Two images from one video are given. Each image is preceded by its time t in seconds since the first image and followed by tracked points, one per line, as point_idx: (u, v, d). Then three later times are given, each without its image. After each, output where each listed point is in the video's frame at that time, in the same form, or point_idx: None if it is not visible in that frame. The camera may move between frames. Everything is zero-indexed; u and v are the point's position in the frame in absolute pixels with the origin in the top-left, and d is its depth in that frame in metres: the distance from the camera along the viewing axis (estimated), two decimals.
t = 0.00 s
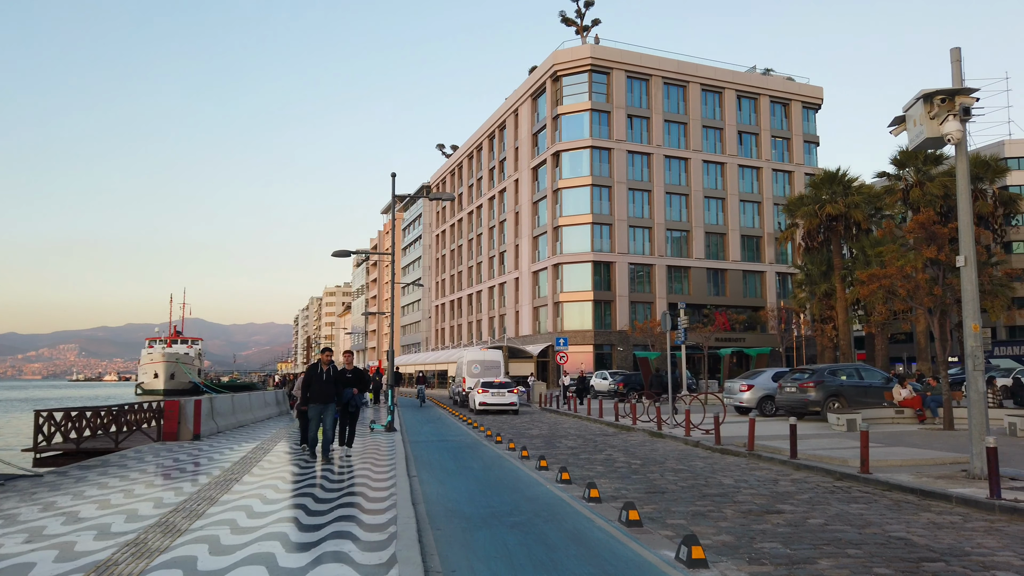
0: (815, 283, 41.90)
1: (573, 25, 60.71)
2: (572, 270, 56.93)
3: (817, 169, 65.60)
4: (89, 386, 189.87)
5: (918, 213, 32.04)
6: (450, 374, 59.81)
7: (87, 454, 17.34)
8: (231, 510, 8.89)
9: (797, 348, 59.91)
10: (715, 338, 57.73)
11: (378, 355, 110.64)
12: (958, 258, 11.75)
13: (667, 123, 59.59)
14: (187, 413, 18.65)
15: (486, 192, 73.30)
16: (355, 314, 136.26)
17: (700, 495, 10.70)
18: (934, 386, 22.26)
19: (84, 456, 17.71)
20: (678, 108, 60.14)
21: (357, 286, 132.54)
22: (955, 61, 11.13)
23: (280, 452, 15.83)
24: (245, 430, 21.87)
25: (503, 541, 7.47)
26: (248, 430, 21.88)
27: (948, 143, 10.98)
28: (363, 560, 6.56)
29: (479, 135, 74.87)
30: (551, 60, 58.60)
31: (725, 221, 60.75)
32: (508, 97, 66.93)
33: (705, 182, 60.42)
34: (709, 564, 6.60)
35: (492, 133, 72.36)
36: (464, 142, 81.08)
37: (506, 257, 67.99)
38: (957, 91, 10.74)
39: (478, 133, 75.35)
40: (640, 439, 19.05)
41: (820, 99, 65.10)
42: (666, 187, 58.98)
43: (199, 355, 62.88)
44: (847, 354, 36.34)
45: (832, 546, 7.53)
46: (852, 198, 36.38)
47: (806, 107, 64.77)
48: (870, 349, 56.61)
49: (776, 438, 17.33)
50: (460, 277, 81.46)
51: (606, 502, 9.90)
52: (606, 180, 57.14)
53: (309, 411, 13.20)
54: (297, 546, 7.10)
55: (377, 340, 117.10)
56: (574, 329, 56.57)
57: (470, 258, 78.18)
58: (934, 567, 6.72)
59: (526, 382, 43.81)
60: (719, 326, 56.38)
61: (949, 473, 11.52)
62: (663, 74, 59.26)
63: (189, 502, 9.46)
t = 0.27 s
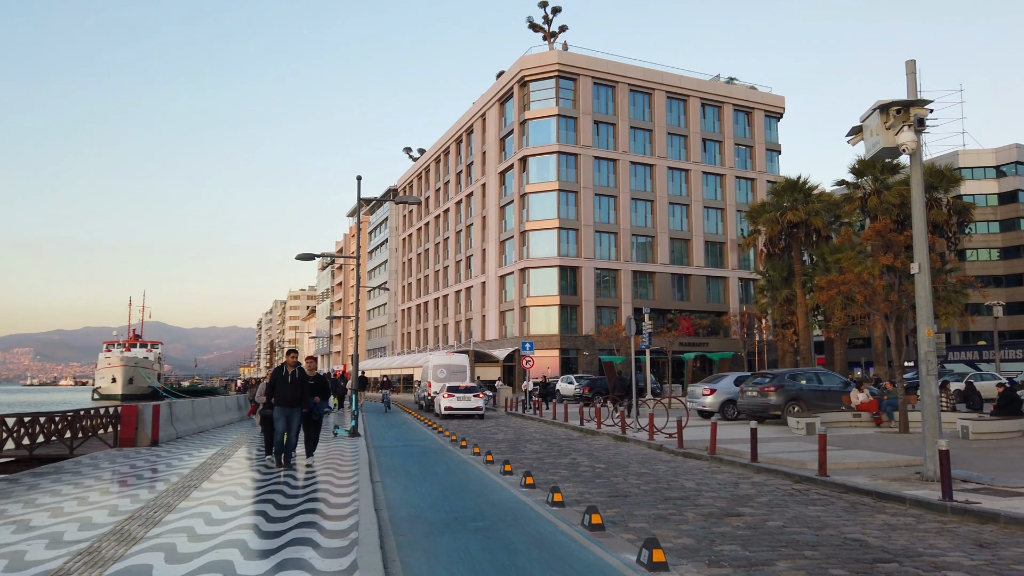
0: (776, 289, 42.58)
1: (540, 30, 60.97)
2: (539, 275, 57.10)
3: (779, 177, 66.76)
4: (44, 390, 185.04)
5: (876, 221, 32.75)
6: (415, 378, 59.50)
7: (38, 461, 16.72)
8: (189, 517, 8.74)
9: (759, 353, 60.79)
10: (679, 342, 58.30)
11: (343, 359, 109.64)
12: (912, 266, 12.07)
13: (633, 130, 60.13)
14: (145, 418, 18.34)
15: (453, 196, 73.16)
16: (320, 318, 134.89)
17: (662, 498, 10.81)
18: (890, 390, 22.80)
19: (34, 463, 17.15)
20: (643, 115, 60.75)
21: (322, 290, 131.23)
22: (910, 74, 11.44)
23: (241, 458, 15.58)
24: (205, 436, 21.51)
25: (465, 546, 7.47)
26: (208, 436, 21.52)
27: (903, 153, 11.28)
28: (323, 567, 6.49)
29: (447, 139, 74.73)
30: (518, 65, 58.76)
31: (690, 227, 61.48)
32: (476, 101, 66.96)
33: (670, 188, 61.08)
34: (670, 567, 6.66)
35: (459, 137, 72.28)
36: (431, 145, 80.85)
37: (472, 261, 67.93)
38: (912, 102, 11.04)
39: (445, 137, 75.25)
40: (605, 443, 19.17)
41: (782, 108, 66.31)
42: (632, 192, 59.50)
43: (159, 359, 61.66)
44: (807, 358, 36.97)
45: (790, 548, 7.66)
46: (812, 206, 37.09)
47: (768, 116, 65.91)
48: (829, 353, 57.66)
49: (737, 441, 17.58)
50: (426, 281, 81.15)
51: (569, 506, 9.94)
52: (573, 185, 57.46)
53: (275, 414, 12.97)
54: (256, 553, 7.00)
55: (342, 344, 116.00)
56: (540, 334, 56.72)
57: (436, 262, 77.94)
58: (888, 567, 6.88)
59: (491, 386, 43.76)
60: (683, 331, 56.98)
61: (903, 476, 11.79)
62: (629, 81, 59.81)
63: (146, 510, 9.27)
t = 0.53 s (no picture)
0: (739, 294, 43.18)
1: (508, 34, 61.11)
2: (506, 278, 57.15)
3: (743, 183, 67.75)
4: None
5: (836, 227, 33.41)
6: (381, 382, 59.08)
7: None
8: (147, 524, 8.57)
9: (723, 357, 61.56)
10: (644, 346, 58.78)
11: (307, 362, 108.47)
12: (870, 272, 12.33)
13: (600, 134, 60.54)
14: (102, 422, 17.95)
15: (420, 198, 72.90)
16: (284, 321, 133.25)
17: (625, 501, 10.88)
18: (848, 393, 23.26)
19: None
20: (610, 120, 61.21)
21: (286, 292, 129.71)
22: (869, 83, 11.70)
23: (201, 462, 15.32)
24: (164, 440, 21.10)
25: (428, 550, 7.43)
26: (168, 441, 21.10)
27: (861, 161, 11.52)
28: (284, 573, 6.40)
29: (414, 141, 74.47)
30: (486, 69, 58.84)
31: (655, 232, 62.06)
32: (444, 104, 66.85)
33: (636, 193, 61.60)
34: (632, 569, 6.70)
35: (427, 140, 72.07)
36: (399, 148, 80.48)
37: (439, 264, 67.74)
38: (870, 112, 11.30)
39: (413, 139, 74.99)
40: (570, 447, 19.25)
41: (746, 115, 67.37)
42: (598, 197, 59.87)
43: (118, 362, 60.33)
44: (769, 362, 37.55)
45: (749, 549, 7.77)
46: (774, 212, 37.72)
47: (732, 123, 66.89)
48: (791, 357, 58.62)
49: (700, 444, 17.78)
50: (392, 284, 80.69)
51: (534, 509, 9.95)
52: (541, 189, 57.65)
53: (240, 421, 12.75)
54: (215, 559, 6.89)
55: (306, 347, 114.73)
56: (507, 337, 56.76)
57: (403, 264, 77.56)
58: (844, 568, 7.02)
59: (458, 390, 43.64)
60: (648, 335, 57.48)
61: (860, 477, 12.03)
62: (596, 86, 60.22)
63: (102, 516, 9.07)
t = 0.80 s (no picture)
0: (700, 298, 43.75)
1: (473, 38, 61.13)
2: (470, 281, 57.10)
3: (704, 189, 68.69)
4: None
5: (793, 234, 34.10)
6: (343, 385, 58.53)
7: None
8: (97, 531, 8.36)
9: (683, 360, 62.29)
10: (607, 349, 59.18)
11: (268, 365, 106.94)
12: (825, 278, 12.58)
13: (564, 139, 60.85)
14: (53, 427, 17.47)
15: (384, 200, 72.47)
16: (244, 323, 131.16)
17: (586, 503, 10.94)
18: (805, 396, 23.69)
19: None
20: (574, 125, 61.59)
21: (247, 294, 127.80)
22: (824, 93, 11.97)
23: (156, 468, 14.99)
24: (117, 445, 20.61)
25: (388, 555, 7.37)
26: (121, 445, 20.62)
27: (816, 169, 11.77)
28: None
29: (378, 143, 74.03)
30: (451, 72, 58.80)
31: (618, 236, 62.56)
32: (408, 106, 66.58)
33: (600, 198, 62.05)
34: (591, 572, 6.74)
35: (391, 142, 71.70)
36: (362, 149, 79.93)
37: (403, 267, 67.40)
38: (825, 120, 11.56)
39: (377, 141, 74.53)
40: (532, 450, 19.29)
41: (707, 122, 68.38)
42: (562, 201, 60.15)
43: (70, 365, 58.78)
44: (728, 365, 38.14)
45: (707, 551, 7.87)
46: (734, 218, 38.35)
47: (694, 129, 67.81)
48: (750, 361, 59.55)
49: (660, 446, 17.95)
50: (355, 286, 80.00)
51: (494, 513, 9.95)
52: (505, 193, 57.71)
53: (197, 424, 12.32)
54: (168, 566, 6.75)
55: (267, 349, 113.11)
56: (470, 341, 56.69)
57: (366, 267, 76.98)
58: (798, 568, 7.15)
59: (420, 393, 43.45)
60: (611, 338, 57.88)
61: (815, 479, 12.27)
62: (561, 91, 60.55)
63: (50, 524, 8.82)
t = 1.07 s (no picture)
0: (659, 303, 44.25)
1: (437, 41, 61.01)
2: (431, 285, 56.89)
3: (665, 195, 69.54)
4: None
5: (750, 240, 34.69)
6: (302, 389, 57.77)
7: None
8: (44, 540, 8.13)
9: (643, 364, 62.92)
10: (568, 353, 59.47)
11: (225, 369, 105.01)
12: (780, 284, 12.84)
13: (527, 144, 61.04)
14: None
15: (345, 203, 71.83)
16: (201, 326, 128.70)
17: (545, 508, 10.98)
18: (761, 400, 24.09)
19: None
20: (537, 129, 61.85)
21: (203, 296, 125.42)
22: (780, 103, 12.23)
23: (106, 474, 14.60)
24: (66, 451, 20.04)
25: (345, 562, 7.30)
26: (70, 451, 20.06)
27: (772, 177, 12.02)
28: None
29: (340, 145, 73.39)
30: (414, 74, 58.62)
31: (580, 241, 62.95)
32: (371, 108, 66.13)
33: (563, 203, 62.37)
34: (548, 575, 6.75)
35: (353, 143, 71.13)
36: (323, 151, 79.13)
37: (364, 269, 66.85)
38: (781, 130, 11.82)
39: (338, 143, 73.86)
40: (492, 454, 19.27)
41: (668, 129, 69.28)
42: (525, 205, 60.31)
43: (17, 368, 57.00)
44: (687, 369, 38.63)
45: (663, 553, 7.96)
46: (694, 224, 38.89)
47: (655, 136, 68.64)
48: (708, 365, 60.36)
49: (619, 450, 18.08)
50: (315, 289, 79.09)
51: (454, 517, 9.91)
52: (468, 197, 57.65)
53: (153, 432, 11.88)
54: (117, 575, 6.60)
55: (224, 353, 111.06)
56: (431, 344, 56.46)
57: (327, 269, 76.20)
58: (752, 570, 7.27)
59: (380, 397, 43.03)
60: (572, 343, 58.15)
61: (769, 481, 12.49)
62: (524, 96, 60.76)
63: None
